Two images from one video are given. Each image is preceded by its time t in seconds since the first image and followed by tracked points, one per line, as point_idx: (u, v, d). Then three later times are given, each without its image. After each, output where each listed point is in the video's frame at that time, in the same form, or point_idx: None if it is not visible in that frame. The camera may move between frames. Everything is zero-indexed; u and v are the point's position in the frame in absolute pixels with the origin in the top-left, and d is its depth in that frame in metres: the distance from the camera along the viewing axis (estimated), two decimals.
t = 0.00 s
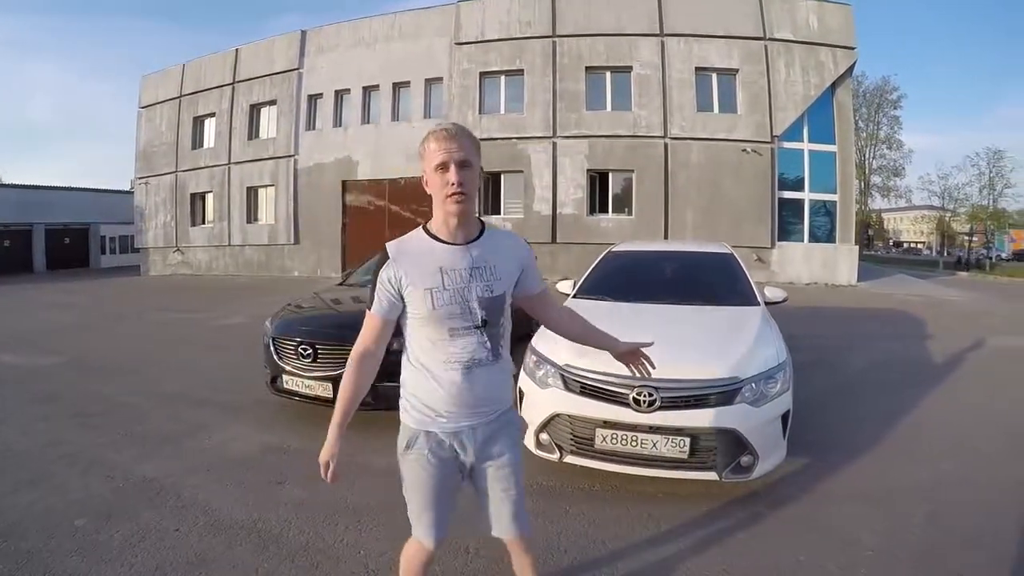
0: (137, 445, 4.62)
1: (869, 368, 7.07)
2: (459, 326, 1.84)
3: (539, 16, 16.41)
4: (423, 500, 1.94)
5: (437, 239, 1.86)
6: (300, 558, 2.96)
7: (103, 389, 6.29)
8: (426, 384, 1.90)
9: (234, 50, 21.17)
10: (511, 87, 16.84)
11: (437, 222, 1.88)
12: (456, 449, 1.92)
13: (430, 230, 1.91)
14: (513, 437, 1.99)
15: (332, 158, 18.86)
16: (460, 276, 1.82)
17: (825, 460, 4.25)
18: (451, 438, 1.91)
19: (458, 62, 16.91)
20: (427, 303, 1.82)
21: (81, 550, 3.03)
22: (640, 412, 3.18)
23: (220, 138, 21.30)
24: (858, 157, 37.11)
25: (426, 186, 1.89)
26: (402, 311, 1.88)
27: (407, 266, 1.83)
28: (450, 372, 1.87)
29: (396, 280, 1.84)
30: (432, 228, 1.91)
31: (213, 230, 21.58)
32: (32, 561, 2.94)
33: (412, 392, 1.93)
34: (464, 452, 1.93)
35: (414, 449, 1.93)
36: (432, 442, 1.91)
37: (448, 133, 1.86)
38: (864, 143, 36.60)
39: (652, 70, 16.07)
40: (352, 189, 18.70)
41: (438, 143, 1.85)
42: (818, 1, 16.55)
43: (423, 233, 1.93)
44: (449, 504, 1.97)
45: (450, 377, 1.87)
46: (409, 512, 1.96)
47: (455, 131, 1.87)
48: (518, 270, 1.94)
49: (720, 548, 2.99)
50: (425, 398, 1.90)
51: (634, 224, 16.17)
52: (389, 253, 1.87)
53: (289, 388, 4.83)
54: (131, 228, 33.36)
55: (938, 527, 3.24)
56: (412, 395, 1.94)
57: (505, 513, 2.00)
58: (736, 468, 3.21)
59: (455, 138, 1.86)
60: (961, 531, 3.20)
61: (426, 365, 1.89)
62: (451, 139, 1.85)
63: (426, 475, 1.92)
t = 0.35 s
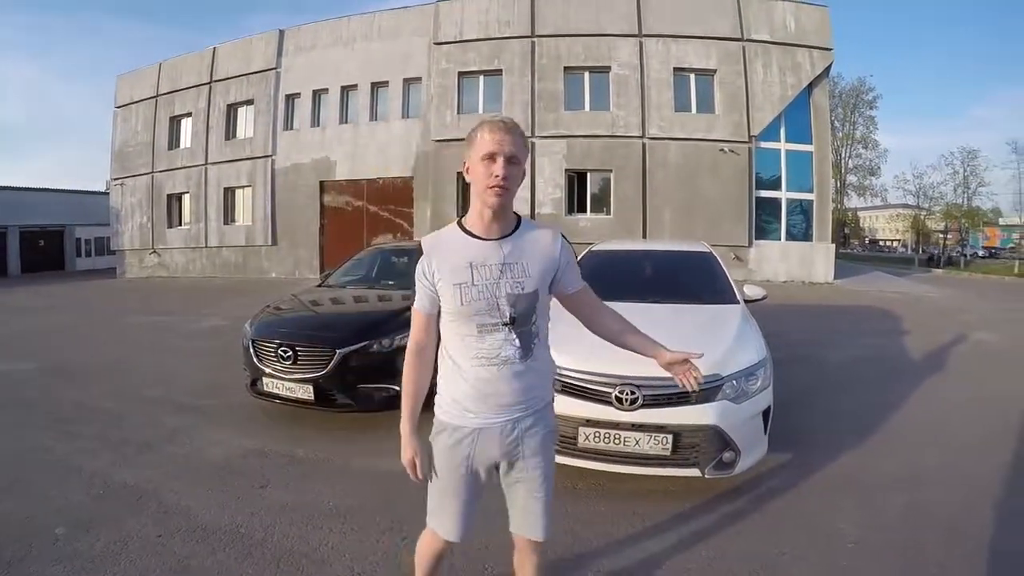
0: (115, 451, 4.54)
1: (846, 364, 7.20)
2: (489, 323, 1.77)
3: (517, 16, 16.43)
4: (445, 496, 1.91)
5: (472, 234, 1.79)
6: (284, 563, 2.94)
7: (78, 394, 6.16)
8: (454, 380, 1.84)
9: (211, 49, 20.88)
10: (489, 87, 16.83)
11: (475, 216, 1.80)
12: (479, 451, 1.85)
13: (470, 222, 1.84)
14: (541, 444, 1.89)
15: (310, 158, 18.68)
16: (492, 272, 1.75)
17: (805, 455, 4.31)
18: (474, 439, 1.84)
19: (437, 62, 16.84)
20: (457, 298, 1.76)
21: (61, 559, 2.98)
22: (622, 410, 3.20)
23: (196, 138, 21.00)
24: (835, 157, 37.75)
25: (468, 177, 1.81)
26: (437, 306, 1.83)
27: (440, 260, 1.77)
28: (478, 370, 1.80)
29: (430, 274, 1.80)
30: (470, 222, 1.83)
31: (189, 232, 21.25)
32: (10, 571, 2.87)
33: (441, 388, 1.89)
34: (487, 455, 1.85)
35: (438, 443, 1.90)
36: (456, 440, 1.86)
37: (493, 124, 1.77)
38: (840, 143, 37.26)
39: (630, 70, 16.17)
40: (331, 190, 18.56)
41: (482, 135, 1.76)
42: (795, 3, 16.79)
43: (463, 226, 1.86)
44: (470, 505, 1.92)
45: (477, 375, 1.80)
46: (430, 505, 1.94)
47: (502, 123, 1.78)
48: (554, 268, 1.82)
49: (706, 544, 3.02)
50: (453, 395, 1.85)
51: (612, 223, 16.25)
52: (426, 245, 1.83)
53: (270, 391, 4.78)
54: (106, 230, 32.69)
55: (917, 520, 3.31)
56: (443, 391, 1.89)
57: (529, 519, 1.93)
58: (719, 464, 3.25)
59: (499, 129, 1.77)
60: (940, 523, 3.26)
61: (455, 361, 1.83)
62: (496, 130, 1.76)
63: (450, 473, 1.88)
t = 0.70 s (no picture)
0: (95, 455, 4.48)
1: (823, 360, 7.34)
2: (489, 321, 1.77)
3: (498, 16, 16.44)
4: (445, 493, 1.92)
5: (475, 232, 1.80)
6: (270, 566, 2.92)
7: (54, 398, 6.05)
8: (457, 378, 1.85)
9: (189, 47, 20.60)
10: (469, 86, 16.82)
11: (475, 216, 1.81)
12: (479, 450, 1.85)
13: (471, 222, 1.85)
14: (542, 446, 1.87)
15: (290, 157, 18.51)
16: (492, 270, 1.75)
17: (785, 450, 4.38)
18: (473, 438, 1.84)
19: (417, 61, 16.79)
20: (458, 297, 1.77)
21: (42, 566, 2.94)
22: (604, 407, 3.24)
23: (174, 137, 20.71)
24: (813, 156, 38.32)
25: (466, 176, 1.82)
26: (441, 304, 1.84)
27: (441, 258, 1.79)
28: (479, 368, 1.81)
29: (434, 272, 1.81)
30: (474, 222, 1.84)
31: (167, 232, 20.95)
32: None
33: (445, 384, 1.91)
34: (486, 455, 1.85)
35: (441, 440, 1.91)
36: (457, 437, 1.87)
37: (489, 122, 1.78)
38: (818, 143, 37.84)
39: (610, 70, 16.27)
40: (310, 190, 18.41)
41: (477, 134, 1.77)
42: (773, 5, 17.01)
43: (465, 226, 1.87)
44: (471, 503, 1.93)
45: (478, 373, 1.81)
46: (431, 502, 1.96)
47: (496, 121, 1.78)
48: (556, 266, 1.80)
49: (690, 540, 3.05)
50: (455, 392, 1.86)
51: (592, 222, 16.32)
52: (431, 243, 1.85)
53: (251, 393, 4.74)
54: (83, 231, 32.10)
55: (895, 513, 3.37)
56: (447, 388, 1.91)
57: (529, 520, 1.91)
58: (701, 461, 3.28)
59: (495, 126, 1.77)
60: (918, 517, 3.33)
61: (457, 359, 1.84)
62: (492, 129, 1.76)
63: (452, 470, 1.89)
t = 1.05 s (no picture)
0: (90, 457, 4.45)
1: (818, 359, 7.38)
2: (495, 323, 1.77)
3: (493, 15, 16.44)
4: (448, 493, 1.91)
5: (480, 234, 1.80)
6: (268, 568, 2.91)
7: (47, 400, 6.02)
8: (464, 378, 1.85)
9: (183, 46, 20.52)
10: (464, 86, 16.81)
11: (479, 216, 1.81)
12: (484, 451, 1.84)
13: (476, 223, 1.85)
14: (548, 448, 1.87)
15: (284, 157, 18.45)
16: (497, 271, 1.74)
17: (781, 450, 4.39)
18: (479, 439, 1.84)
19: (412, 61, 16.76)
20: (465, 299, 1.77)
21: (38, 570, 2.92)
22: (602, 408, 3.24)
23: (168, 137, 20.62)
24: (807, 156, 38.47)
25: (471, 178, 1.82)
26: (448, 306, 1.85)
27: (448, 261, 1.79)
28: (485, 369, 1.80)
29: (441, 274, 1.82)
30: (480, 224, 1.84)
31: (161, 233, 20.85)
32: None
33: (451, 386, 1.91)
34: (491, 455, 1.85)
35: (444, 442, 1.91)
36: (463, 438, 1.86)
37: (492, 124, 1.77)
38: (812, 143, 37.99)
39: (605, 70, 16.29)
40: (306, 190, 18.36)
41: (482, 136, 1.76)
42: (768, 6, 17.06)
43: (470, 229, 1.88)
44: (475, 505, 1.93)
45: (485, 374, 1.81)
46: (436, 503, 1.95)
47: (500, 122, 1.77)
48: (562, 268, 1.79)
49: (688, 540, 3.06)
50: (462, 392, 1.86)
51: (588, 222, 16.33)
52: (437, 245, 1.86)
53: (247, 394, 4.72)
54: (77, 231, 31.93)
55: (891, 511, 3.39)
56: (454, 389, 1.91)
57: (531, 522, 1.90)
58: (699, 460, 3.28)
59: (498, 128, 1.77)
60: (912, 515, 3.35)
61: (464, 361, 1.84)
62: (495, 132, 1.75)
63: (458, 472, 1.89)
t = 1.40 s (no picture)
0: (100, 456, 4.48)
1: (827, 360, 7.34)
2: (524, 321, 1.74)
3: (500, 16, 16.45)
4: (470, 499, 1.87)
5: (505, 233, 1.80)
6: (276, 567, 2.93)
7: (58, 399, 6.06)
8: (486, 380, 1.81)
9: (191, 48, 20.62)
10: (471, 87, 16.83)
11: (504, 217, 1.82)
12: (509, 455, 1.82)
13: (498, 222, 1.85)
14: (572, 448, 1.87)
15: (291, 158, 18.53)
16: (525, 270, 1.74)
17: (789, 451, 4.38)
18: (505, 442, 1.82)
19: (419, 62, 16.79)
20: (491, 295, 1.73)
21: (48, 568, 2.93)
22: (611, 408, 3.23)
23: (177, 138, 20.74)
24: (815, 156, 38.29)
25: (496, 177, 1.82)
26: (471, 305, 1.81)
27: (472, 258, 1.76)
28: (513, 369, 1.77)
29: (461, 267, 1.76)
30: (502, 224, 1.83)
31: (170, 233, 20.97)
32: None
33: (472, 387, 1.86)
34: (515, 459, 1.83)
35: (466, 446, 1.88)
36: (487, 443, 1.83)
37: (520, 126, 1.79)
38: (820, 143, 37.83)
39: (612, 70, 16.26)
40: (313, 190, 18.42)
41: (511, 136, 1.77)
42: (775, 6, 16.99)
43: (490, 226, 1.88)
44: (497, 509, 1.89)
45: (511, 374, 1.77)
46: (456, 511, 1.91)
47: (527, 125, 1.79)
48: (585, 268, 1.82)
49: (696, 541, 3.06)
50: (486, 395, 1.82)
51: (595, 222, 16.32)
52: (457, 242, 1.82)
53: (256, 394, 4.74)
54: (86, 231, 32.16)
55: (899, 513, 3.37)
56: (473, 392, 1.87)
57: (552, 524, 1.91)
58: (707, 461, 3.28)
59: (525, 130, 1.78)
60: (919, 516, 3.33)
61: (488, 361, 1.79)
62: (523, 133, 1.76)
63: (482, 478, 1.85)
